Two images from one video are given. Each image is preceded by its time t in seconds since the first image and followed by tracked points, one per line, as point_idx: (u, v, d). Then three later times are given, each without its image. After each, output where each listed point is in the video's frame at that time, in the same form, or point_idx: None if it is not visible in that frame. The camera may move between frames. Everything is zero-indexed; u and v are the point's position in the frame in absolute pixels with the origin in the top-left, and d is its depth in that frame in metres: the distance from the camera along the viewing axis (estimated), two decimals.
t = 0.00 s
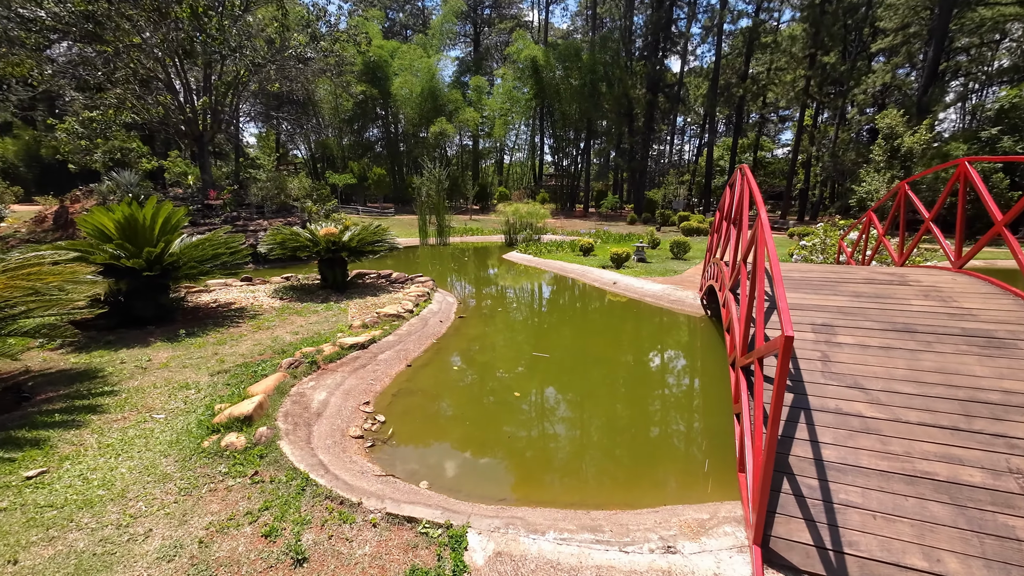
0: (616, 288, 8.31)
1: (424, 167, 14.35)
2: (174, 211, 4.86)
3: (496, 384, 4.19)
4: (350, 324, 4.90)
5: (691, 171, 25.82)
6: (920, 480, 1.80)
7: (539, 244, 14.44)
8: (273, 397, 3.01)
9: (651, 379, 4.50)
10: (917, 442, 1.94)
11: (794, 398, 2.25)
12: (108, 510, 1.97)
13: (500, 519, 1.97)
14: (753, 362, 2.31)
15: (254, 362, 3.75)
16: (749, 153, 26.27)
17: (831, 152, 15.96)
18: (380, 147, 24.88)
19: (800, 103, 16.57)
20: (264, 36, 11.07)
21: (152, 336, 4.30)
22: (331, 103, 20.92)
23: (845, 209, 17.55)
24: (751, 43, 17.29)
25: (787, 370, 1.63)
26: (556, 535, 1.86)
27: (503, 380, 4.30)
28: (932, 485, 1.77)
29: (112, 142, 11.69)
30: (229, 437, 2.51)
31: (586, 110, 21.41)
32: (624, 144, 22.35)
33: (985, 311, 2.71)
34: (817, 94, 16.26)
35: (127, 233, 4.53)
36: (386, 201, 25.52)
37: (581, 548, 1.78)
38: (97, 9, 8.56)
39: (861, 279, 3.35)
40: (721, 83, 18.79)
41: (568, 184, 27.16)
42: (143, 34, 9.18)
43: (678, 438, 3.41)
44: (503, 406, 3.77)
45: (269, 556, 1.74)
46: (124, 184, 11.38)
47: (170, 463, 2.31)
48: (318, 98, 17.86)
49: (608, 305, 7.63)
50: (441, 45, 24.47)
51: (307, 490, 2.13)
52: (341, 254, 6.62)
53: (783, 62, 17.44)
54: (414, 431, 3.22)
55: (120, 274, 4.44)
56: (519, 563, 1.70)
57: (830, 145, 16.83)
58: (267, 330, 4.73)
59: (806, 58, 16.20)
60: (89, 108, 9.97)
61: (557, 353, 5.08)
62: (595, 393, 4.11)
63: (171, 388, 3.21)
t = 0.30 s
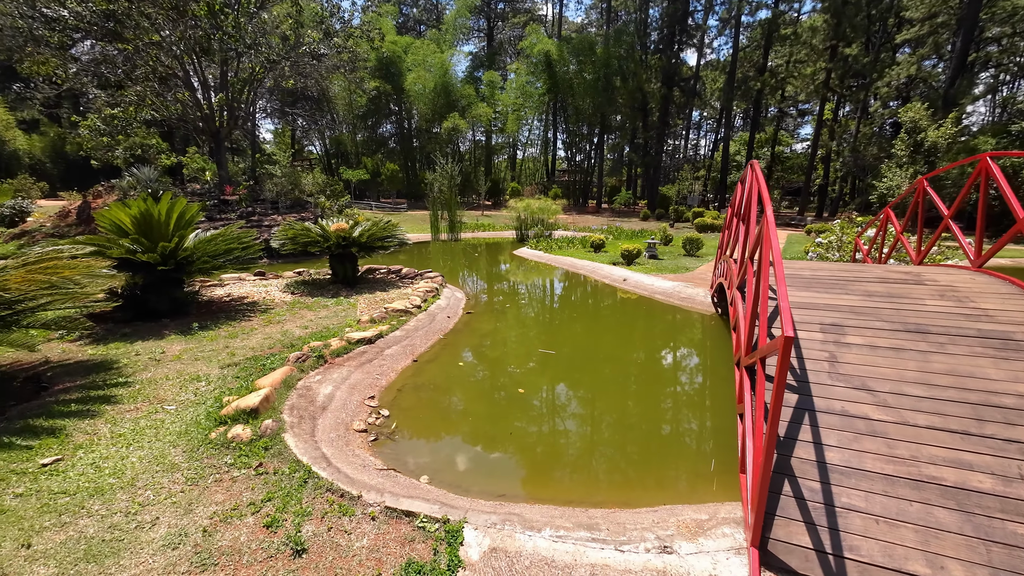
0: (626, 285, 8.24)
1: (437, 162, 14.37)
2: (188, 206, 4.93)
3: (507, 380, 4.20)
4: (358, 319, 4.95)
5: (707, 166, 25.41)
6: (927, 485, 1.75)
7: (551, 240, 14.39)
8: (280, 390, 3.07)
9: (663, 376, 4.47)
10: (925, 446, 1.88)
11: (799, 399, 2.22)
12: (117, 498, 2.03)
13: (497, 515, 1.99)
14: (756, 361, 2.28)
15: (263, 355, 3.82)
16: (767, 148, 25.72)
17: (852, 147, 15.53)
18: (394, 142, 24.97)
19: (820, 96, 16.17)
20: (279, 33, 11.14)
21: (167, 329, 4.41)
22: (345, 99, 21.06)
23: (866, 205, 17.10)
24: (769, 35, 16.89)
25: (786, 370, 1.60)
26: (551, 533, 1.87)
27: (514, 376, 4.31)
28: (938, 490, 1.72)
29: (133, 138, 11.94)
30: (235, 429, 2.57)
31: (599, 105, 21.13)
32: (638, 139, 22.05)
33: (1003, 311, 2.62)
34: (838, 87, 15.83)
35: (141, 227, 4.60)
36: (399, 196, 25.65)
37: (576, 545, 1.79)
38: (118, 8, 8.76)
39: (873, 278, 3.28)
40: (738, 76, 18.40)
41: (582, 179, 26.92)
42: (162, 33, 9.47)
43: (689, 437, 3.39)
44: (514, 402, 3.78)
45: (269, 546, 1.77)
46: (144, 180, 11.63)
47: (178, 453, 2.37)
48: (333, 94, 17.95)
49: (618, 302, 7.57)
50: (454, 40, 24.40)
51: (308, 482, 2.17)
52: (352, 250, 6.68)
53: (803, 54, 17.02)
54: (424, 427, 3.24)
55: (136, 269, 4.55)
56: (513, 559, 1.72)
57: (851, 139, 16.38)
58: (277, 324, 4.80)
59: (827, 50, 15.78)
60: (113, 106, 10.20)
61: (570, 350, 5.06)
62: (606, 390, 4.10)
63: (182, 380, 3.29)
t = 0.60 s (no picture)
0: (636, 282, 8.21)
1: (448, 160, 14.41)
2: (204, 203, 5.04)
3: (518, 377, 4.23)
4: (369, 315, 5.02)
5: (721, 162, 25.05)
6: (936, 484, 1.73)
7: (561, 237, 14.36)
8: (293, 384, 3.14)
9: (675, 375, 4.45)
10: (935, 446, 1.86)
11: (807, 397, 2.21)
12: (138, 485, 2.11)
13: (503, 508, 2.02)
14: (764, 359, 2.27)
15: (277, 350, 3.90)
16: (783, 144, 25.27)
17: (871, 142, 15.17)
18: (406, 140, 25.06)
19: (838, 90, 15.84)
20: (292, 32, 11.21)
21: (184, 324, 4.52)
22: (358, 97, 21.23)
23: (884, 201, 16.69)
24: (786, 28, 16.56)
25: (791, 367, 1.60)
26: (555, 527, 1.90)
27: (525, 373, 4.34)
28: (948, 490, 1.70)
29: (152, 137, 12.20)
30: (249, 421, 2.64)
31: (611, 101, 20.90)
32: (650, 135, 21.82)
33: (1020, 310, 2.56)
34: (856, 80, 15.47)
35: (159, 225, 4.72)
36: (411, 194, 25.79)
37: (580, 539, 1.82)
38: (138, 10, 8.99)
39: (887, 276, 3.23)
40: (753, 70, 18.08)
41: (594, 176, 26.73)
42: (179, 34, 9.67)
43: (701, 435, 3.38)
44: (524, 398, 3.81)
45: (281, 535, 1.83)
46: (163, 178, 11.90)
47: (196, 444, 2.45)
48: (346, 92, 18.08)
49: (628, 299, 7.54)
50: (466, 37, 24.38)
51: (320, 473, 2.23)
52: (364, 247, 6.77)
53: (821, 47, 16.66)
54: (436, 422, 3.30)
55: (155, 265, 4.68)
56: (518, 551, 1.74)
57: (870, 135, 16.01)
58: (290, 320, 4.89)
59: (846, 43, 15.42)
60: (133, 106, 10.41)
61: (581, 347, 5.07)
62: (617, 387, 4.10)
63: (199, 374, 3.38)
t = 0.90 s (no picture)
0: (646, 282, 8.16)
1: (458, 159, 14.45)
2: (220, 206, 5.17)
3: (528, 376, 4.25)
4: (379, 314, 5.07)
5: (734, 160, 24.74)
6: (948, 490, 1.71)
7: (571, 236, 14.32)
8: (303, 382, 3.19)
9: (687, 375, 4.42)
10: (947, 450, 1.83)
11: (817, 400, 2.18)
12: (154, 481, 2.17)
13: (509, 508, 2.03)
14: (771, 360, 2.26)
15: (288, 349, 3.96)
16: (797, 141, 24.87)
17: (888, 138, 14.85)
18: (417, 140, 25.16)
19: (854, 85, 15.54)
20: (304, 34, 11.32)
21: (199, 323, 4.61)
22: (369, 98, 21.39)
23: (902, 199, 16.33)
24: (800, 23, 16.30)
25: (799, 370, 1.59)
26: (561, 527, 1.91)
27: (535, 372, 4.35)
28: (961, 496, 1.67)
29: (168, 139, 12.41)
30: (261, 419, 2.69)
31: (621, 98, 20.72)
32: (661, 133, 21.62)
33: None
34: (873, 75, 15.16)
35: (176, 227, 4.81)
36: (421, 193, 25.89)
37: (585, 540, 1.83)
38: (155, 15, 9.22)
39: (901, 276, 3.17)
40: (766, 66, 17.81)
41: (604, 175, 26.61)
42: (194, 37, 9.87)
43: (713, 436, 3.35)
44: (534, 397, 3.82)
45: (292, 531, 1.86)
46: (179, 179, 12.13)
47: (209, 441, 2.50)
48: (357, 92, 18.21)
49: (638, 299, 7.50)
50: (476, 37, 24.39)
51: (330, 471, 2.27)
52: (374, 247, 6.83)
53: (837, 43, 16.36)
54: (447, 420, 3.34)
55: (171, 265, 4.78)
56: (524, 551, 1.76)
57: (887, 131, 15.68)
58: (301, 319, 4.96)
59: (863, 37, 15.11)
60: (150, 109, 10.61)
61: (591, 347, 5.06)
62: (628, 387, 4.09)
63: (212, 372, 3.45)
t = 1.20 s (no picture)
0: (654, 285, 8.04)
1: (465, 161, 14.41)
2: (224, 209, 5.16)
3: (535, 378, 4.18)
4: (382, 318, 5.04)
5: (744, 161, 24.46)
6: (971, 511, 1.60)
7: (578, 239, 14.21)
8: (301, 388, 3.14)
9: (696, 378, 4.32)
10: (969, 467, 1.73)
11: (830, 412, 2.09)
12: (145, 490, 2.13)
13: (505, 523, 1.96)
14: (781, 369, 2.16)
15: (289, 353, 3.93)
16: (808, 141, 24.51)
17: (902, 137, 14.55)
18: (425, 142, 25.22)
19: (867, 84, 15.27)
20: (312, 38, 11.39)
21: (202, 327, 4.61)
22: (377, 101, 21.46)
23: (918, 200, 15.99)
24: (812, 22, 16.06)
25: (809, 384, 1.50)
26: (559, 544, 1.83)
27: (543, 374, 4.28)
28: (985, 518, 1.57)
29: (180, 143, 12.55)
30: (257, 427, 2.65)
31: (629, 99, 20.57)
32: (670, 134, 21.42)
33: None
34: (886, 74, 14.88)
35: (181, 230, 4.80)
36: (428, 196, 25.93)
37: (584, 559, 1.75)
38: (165, 21, 9.36)
39: (918, 280, 3.04)
40: (777, 66, 17.56)
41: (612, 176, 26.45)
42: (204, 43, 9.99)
43: (723, 440, 3.25)
44: (541, 400, 3.75)
45: (281, 545, 1.81)
46: (189, 183, 12.24)
47: (204, 449, 2.46)
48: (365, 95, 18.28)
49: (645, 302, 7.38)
50: (483, 39, 24.40)
51: (323, 481, 2.21)
52: (378, 250, 6.80)
53: (849, 42, 16.08)
54: (453, 423, 3.28)
55: (176, 269, 4.79)
56: (519, 570, 1.69)
57: (901, 130, 15.37)
58: (304, 323, 4.93)
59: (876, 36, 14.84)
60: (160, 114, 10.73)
61: (599, 349, 4.98)
62: (636, 389, 4.00)
63: (212, 377, 3.42)
